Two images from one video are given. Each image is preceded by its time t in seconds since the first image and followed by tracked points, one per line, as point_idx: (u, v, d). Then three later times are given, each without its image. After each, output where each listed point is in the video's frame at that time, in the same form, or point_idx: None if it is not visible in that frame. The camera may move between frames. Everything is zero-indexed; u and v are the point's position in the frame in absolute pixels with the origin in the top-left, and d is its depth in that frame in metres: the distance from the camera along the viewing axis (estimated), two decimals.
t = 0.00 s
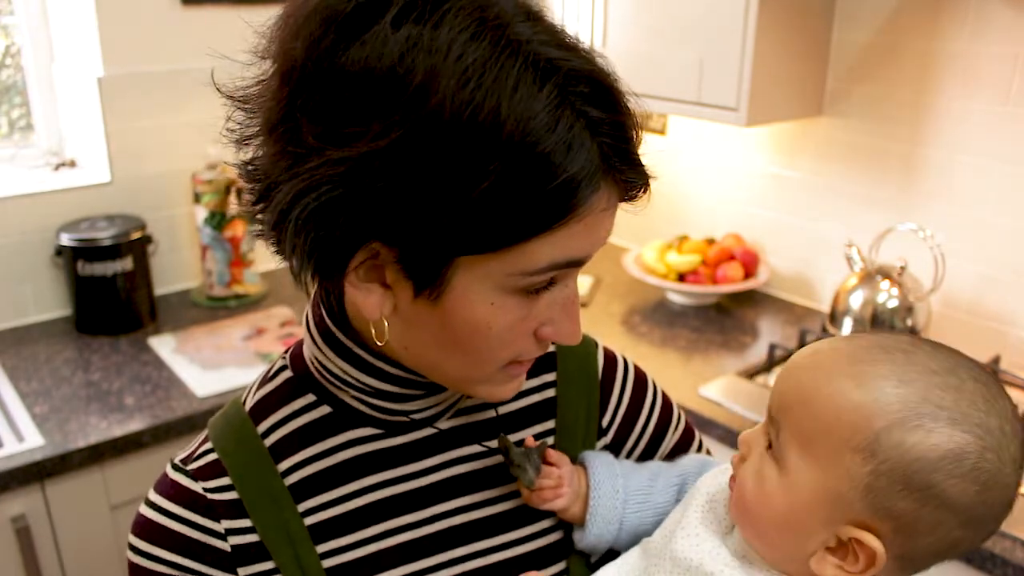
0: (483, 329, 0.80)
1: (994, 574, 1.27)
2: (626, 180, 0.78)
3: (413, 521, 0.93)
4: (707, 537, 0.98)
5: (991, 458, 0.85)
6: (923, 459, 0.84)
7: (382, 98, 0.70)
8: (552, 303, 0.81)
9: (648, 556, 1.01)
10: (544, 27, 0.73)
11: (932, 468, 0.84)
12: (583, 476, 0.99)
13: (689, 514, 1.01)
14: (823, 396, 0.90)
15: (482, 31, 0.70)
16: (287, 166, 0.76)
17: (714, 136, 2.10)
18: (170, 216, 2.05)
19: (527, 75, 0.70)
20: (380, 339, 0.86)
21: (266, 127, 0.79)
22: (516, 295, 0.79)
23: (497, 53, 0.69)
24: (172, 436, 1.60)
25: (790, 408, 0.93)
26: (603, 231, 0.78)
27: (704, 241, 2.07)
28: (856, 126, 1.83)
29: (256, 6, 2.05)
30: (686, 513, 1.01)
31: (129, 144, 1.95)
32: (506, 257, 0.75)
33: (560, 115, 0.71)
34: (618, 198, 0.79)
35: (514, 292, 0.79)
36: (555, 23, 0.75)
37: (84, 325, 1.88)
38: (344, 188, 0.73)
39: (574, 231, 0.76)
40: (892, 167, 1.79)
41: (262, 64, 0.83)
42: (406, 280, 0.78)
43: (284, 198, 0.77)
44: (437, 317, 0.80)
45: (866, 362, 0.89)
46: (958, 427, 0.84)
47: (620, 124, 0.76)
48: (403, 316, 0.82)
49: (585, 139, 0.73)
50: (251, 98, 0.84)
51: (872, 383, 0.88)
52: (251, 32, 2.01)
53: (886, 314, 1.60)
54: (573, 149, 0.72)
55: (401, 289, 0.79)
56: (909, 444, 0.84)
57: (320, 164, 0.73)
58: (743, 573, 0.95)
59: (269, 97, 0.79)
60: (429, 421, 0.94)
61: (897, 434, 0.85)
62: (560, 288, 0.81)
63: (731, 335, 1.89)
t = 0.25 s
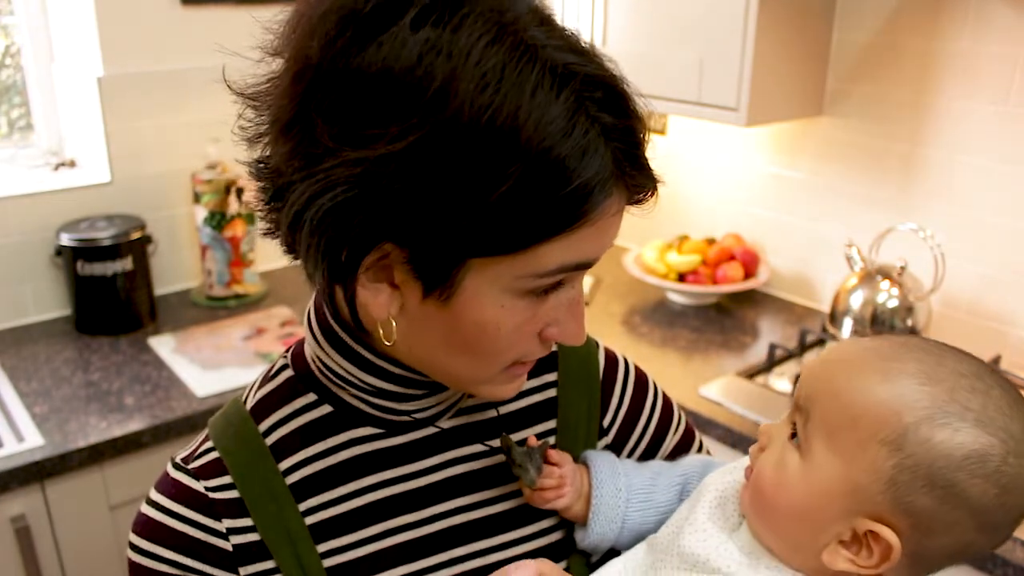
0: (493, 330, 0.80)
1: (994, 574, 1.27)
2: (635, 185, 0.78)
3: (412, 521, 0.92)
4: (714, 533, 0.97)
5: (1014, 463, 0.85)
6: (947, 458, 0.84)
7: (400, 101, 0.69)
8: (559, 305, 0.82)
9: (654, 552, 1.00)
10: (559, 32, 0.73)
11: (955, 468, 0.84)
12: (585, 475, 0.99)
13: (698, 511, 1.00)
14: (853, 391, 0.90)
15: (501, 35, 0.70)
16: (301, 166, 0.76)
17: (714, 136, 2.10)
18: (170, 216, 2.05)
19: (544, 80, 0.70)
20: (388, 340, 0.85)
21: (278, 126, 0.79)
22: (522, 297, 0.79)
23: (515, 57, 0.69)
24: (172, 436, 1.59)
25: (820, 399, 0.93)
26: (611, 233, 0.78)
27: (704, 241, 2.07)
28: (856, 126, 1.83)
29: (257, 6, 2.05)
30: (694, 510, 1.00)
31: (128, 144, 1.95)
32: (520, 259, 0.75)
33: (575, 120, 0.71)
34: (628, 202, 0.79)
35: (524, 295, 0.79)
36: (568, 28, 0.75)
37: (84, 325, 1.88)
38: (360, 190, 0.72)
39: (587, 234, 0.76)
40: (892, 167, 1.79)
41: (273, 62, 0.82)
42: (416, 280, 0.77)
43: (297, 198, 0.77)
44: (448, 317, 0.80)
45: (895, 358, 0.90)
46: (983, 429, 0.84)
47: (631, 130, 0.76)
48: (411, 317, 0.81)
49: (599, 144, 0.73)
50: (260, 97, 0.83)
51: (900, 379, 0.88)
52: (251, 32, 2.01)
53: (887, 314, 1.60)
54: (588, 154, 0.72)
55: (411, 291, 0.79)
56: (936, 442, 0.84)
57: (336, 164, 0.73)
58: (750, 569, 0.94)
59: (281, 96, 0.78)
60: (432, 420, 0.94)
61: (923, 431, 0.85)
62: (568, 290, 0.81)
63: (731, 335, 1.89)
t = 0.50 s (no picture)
0: (504, 323, 0.80)
1: (994, 573, 1.27)
2: (643, 176, 0.78)
3: (415, 522, 0.92)
4: (717, 532, 0.99)
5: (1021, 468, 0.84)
6: (955, 464, 0.84)
7: (413, 93, 0.70)
8: (568, 298, 0.82)
9: (659, 551, 1.01)
10: (567, 26, 0.74)
11: (962, 474, 0.84)
12: (589, 474, 0.99)
13: (702, 510, 1.01)
14: (862, 394, 0.90)
15: (512, 28, 0.70)
16: (312, 160, 0.76)
17: (715, 136, 2.10)
18: (170, 216, 2.05)
19: (555, 73, 0.70)
20: (398, 337, 0.85)
21: (287, 121, 0.78)
22: (534, 291, 0.79)
23: (526, 49, 0.70)
24: (172, 436, 1.59)
25: (828, 402, 0.92)
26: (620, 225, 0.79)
27: (704, 241, 2.07)
28: (856, 127, 1.83)
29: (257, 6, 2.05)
30: (698, 508, 1.01)
31: (128, 143, 1.95)
32: (532, 251, 0.75)
33: (585, 112, 0.72)
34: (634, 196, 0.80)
35: (534, 287, 0.79)
36: (574, 23, 0.75)
37: (84, 325, 1.87)
38: (373, 182, 0.72)
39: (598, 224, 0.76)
40: (892, 166, 1.79)
41: (280, 61, 0.82)
42: (427, 274, 0.77)
43: (308, 192, 0.76)
44: (459, 313, 0.80)
45: (905, 362, 0.89)
46: (990, 434, 0.84)
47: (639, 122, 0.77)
48: (422, 313, 0.81)
49: (610, 134, 0.73)
50: (268, 93, 0.83)
51: (909, 383, 0.88)
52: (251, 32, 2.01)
53: (887, 314, 1.60)
54: (600, 145, 0.72)
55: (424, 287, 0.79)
56: (943, 447, 0.84)
57: (349, 157, 0.73)
58: (755, 564, 0.95)
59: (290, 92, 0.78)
60: (438, 419, 0.94)
61: (932, 436, 0.85)
62: (577, 283, 0.82)
63: (731, 335, 1.89)
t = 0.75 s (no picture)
0: (501, 296, 0.79)
1: (994, 574, 1.26)
2: (625, 136, 0.78)
3: (420, 520, 0.92)
4: (719, 537, 0.97)
5: (1017, 468, 0.83)
6: (949, 473, 0.82)
7: (380, 70, 0.72)
8: (567, 269, 0.80)
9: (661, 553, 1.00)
10: None
11: (958, 484, 0.82)
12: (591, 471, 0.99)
13: (702, 513, 1.00)
14: (843, 413, 0.88)
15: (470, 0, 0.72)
16: (294, 146, 0.78)
17: (714, 136, 2.10)
18: (170, 216, 2.05)
19: (517, 39, 0.72)
20: (397, 323, 0.85)
21: (268, 115, 0.81)
22: (530, 262, 0.79)
23: (485, 16, 0.72)
24: (171, 436, 1.59)
25: (807, 423, 0.91)
26: (607, 183, 0.78)
27: (704, 241, 2.07)
28: (856, 126, 1.82)
29: (257, 6, 2.05)
30: (698, 512, 1.01)
31: (128, 144, 1.95)
32: (510, 216, 0.75)
33: (554, 72, 0.73)
34: (621, 156, 0.80)
35: (527, 255, 0.78)
36: None
37: (84, 325, 1.88)
38: (352, 157, 0.74)
39: (581, 179, 0.76)
40: (892, 166, 1.79)
41: (257, 63, 0.86)
42: (420, 253, 0.78)
43: (293, 177, 0.78)
44: (454, 288, 0.80)
45: (892, 372, 0.88)
46: (981, 440, 0.83)
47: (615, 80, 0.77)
48: (419, 296, 0.82)
49: (583, 95, 0.74)
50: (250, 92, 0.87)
51: (892, 394, 0.86)
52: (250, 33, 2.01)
53: (886, 314, 1.60)
54: (573, 103, 0.73)
55: (412, 262, 0.79)
56: (935, 459, 0.83)
57: (326, 138, 0.75)
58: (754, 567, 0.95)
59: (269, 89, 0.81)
60: (443, 415, 0.94)
61: (921, 449, 0.83)
62: (576, 253, 0.81)
63: (731, 335, 1.89)
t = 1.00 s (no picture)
0: (492, 298, 0.79)
1: (994, 573, 1.27)
2: (620, 138, 0.79)
3: (420, 523, 0.92)
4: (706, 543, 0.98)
5: (987, 465, 0.82)
6: (920, 480, 0.82)
7: (372, 65, 0.72)
8: (560, 273, 0.81)
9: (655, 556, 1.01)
10: None
11: (931, 487, 0.82)
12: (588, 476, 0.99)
13: (691, 517, 1.01)
14: (808, 430, 0.88)
15: None
16: (286, 140, 0.79)
17: (714, 136, 2.10)
18: (170, 216, 2.05)
19: (511, 36, 0.72)
20: (391, 321, 0.85)
21: (264, 108, 0.82)
22: (524, 265, 0.79)
23: (479, 13, 0.72)
24: (172, 436, 1.59)
25: (775, 441, 0.91)
26: (601, 183, 0.78)
27: (704, 241, 2.07)
28: (856, 126, 1.83)
29: (257, 6, 2.05)
30: (687, 518, 1.01)
31: (128, 144, 1.95)
32: (502, 215, 0.75)
33: (547, 70, 0.73)
34: (617, 156, 0.79)
35: (520, 258, 0.78)
36: None
37: (84, 325, 1.87)
38: (342, 152, 0.75)
39: (575, 179, 0.75)
40: (892, 166, 1.79)
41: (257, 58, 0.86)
42: (411, 252, 0.78)
43: (286, 173, 0.79)
44: (445, 287, 0.80)
45: (851, 386, 0.87)
46: (947, 442, 0.82)
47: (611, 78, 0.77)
48: (412, 295, 0.82)
49: (577, 92, 0.74)
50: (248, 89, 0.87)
51: (853, 408, 0.86)
52: (250, 32, 2.01)
53: (886, 314, 1.60)
54: (566, 100, 0.73)
55: (404, 258, 0.80)
56: (902, 468, 0.83)
57: (317, 132, 0.76)
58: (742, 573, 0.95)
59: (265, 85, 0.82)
60: (442, 417, 0.94)
61: (886, 461, 0.83)
62: (570, 257, 0.81)
63: (731, 335, 1.89)
